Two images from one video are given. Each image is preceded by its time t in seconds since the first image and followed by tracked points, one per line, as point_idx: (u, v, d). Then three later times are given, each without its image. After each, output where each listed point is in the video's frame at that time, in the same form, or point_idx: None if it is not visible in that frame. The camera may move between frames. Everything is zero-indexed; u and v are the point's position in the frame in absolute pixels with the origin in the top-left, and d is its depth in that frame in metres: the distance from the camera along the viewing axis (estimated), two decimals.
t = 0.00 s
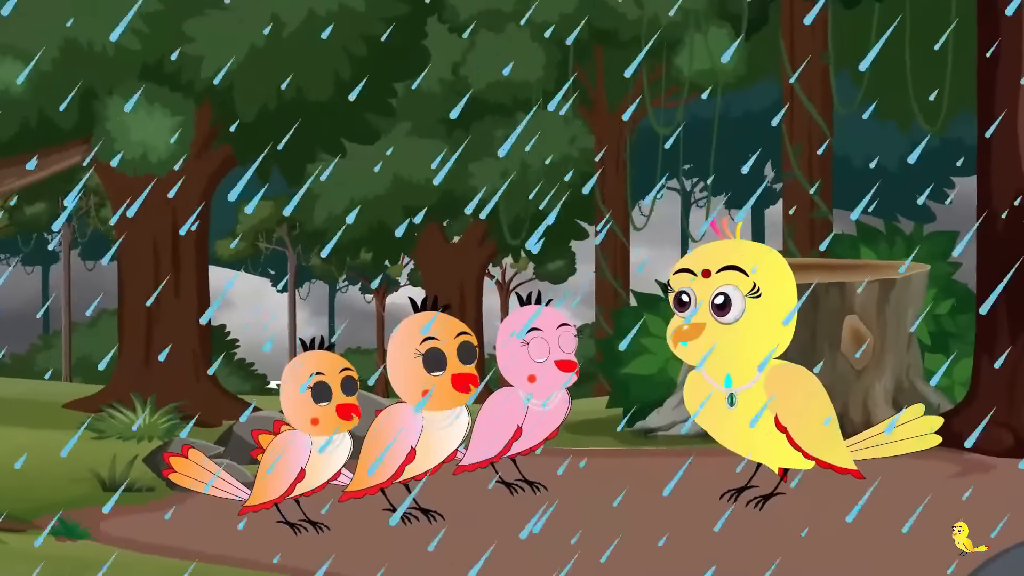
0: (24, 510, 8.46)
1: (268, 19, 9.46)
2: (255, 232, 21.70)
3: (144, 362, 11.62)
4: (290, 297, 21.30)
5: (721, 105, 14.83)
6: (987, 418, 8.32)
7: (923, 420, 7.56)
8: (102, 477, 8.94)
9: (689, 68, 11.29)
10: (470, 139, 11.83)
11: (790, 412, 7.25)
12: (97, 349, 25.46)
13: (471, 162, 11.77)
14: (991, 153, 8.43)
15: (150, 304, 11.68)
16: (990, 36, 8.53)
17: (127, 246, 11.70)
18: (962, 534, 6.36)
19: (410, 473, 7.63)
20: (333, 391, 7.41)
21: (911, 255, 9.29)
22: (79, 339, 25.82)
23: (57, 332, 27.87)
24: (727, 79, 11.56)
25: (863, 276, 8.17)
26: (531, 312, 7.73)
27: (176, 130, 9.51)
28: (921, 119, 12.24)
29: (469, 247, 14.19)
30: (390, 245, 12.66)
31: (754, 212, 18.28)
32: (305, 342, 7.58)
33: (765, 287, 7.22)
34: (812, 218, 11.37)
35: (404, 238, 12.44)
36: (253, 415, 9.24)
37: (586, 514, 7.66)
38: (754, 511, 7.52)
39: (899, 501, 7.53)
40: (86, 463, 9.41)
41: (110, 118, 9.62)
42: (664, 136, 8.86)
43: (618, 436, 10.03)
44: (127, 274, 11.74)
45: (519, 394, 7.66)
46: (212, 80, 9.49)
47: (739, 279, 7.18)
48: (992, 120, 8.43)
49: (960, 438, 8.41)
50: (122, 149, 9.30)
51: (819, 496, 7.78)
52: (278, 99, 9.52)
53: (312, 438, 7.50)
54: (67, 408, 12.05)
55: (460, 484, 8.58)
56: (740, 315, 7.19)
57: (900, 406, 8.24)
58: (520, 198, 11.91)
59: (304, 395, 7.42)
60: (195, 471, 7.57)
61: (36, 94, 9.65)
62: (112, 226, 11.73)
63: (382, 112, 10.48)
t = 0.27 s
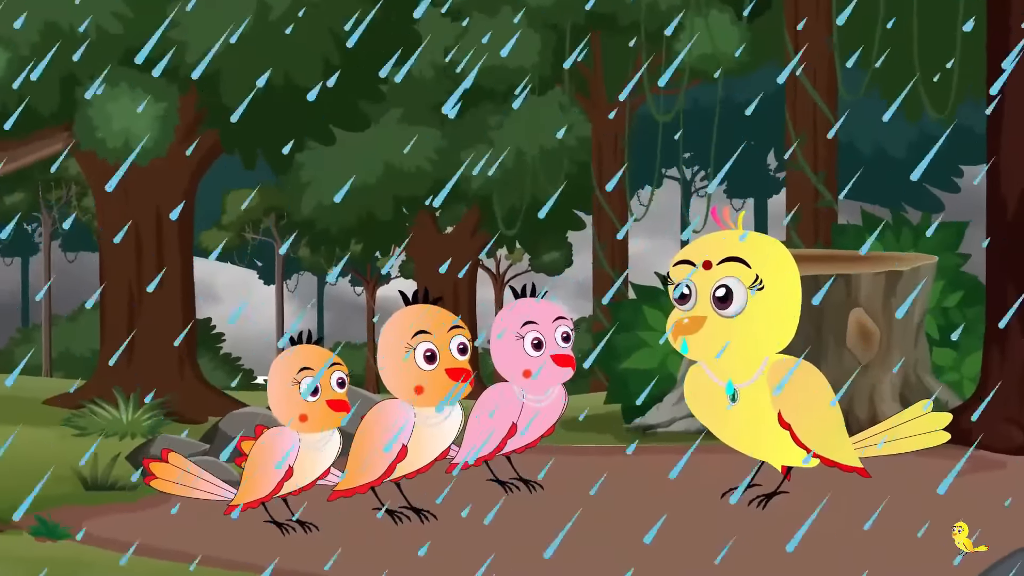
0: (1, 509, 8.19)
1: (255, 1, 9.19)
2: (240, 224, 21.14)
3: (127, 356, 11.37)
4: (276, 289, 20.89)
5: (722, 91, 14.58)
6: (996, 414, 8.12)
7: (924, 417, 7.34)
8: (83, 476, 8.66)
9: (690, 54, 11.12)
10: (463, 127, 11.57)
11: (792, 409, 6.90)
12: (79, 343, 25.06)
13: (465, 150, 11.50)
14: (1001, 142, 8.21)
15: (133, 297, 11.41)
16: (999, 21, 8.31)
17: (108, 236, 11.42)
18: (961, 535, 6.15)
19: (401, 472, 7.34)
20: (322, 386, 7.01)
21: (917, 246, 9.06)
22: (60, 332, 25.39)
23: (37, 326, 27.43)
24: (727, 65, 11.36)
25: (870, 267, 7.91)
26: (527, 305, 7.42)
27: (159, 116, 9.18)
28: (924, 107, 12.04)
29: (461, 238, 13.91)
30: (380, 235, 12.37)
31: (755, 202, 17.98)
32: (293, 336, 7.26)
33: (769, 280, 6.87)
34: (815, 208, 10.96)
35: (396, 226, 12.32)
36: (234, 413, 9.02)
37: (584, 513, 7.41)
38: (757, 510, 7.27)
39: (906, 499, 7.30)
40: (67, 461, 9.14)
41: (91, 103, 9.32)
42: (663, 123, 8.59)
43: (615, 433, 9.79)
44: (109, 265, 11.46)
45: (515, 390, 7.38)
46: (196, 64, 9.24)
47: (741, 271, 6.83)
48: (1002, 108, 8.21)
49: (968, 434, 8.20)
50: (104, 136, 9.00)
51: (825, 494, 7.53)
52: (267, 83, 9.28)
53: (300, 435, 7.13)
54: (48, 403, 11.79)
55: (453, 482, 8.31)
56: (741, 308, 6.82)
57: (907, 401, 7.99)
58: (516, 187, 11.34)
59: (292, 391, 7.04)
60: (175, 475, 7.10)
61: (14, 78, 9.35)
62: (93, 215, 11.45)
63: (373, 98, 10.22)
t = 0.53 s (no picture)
0: None
1: None
2: (225, 212, 20.36)
3: (109, 351, 11.11)
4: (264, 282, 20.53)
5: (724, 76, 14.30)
6: (1008, 410, 7.88)
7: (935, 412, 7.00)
8: (63, 474, 8.37)
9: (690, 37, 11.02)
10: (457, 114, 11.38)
11: (797, 406, 6.57)
12: (60, 337, 24.63)
13: (458, 138, 11.22)
14: (1012, 128, 7.99)
15: (115, 289, 11.14)
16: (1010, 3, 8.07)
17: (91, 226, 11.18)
18: (960, 533, 6.04)
19: (391, 470, 7.01)
20: (311, 381, 6.63)
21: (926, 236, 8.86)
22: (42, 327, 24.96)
23: (18, 320, 26.98)
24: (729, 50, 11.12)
25: (877, 260, 7.65)
26: (522, 298, 7.15)
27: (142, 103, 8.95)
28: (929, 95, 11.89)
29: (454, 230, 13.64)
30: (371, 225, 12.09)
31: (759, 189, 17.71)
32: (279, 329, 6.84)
33: (772, 271, 6.51)
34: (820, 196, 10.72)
35: (387, 216, 12.07)
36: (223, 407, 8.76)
37: (581, 511, 7.15)
38: (760, 510, 6.99)
39: (915, 497, 7.04)
40: (47, 459, 8.85)
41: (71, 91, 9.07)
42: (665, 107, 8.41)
43: (614, 430, 9.53)
44: (91, 256, 11.22)
45: (509, 385, 7.09)
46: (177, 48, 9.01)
47: (743, 262, 6.47)
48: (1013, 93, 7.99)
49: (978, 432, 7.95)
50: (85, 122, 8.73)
51: (830, 493, 7.27)
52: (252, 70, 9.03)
53: (288, 432, 6.73)
54: (29, 399, 11.52)
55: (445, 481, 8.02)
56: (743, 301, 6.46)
57: (915, 397, 7.74)
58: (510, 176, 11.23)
59: (279, 386, 6.64)
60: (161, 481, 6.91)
61: None
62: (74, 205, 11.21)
63: (363, 83, 9.94)
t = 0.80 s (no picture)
0: None
1: None
2: (209, 200, 19.48)
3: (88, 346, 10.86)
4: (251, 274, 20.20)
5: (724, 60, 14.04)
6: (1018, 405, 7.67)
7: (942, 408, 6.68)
8: (41, 472, 8.09)
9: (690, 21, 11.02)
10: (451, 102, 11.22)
11: (803, 401, 6.24)
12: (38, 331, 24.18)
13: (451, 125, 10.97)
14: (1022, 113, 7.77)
15: (95, 281, 10.89)
16: None
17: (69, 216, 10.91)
18: (960, 533, 5.79)
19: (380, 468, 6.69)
20: (298, 376, 6.28)
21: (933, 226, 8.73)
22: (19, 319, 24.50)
23: None
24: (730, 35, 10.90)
25: (885, 249, 7.42)
26: (517, 290, 6.86)
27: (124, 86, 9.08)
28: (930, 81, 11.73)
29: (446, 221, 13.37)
30: (362, 214, 11.84)
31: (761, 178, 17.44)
32: (266, 323, 6.49)
33: (775, 260, 6.18)
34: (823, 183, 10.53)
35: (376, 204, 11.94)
36: (205, 403, 8.43)
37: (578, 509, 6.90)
38: (763, 508, 6.73)
39: (924, 495, 6.81)
40: (25, 456, 8.57)
41: (51, 75, 9.12)
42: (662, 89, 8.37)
43: (611, 425, 9.28)
44: (70, 247, 10.96)
45: (504, 380, 6.82)
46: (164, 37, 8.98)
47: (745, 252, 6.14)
48: None
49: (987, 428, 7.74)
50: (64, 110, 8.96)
51: (836, 489, 7.04)
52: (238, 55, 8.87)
53: (273, 427, 6.36)
54: (8, 394, 11.27)
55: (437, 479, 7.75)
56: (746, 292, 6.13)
57: (922, 392, 7.53)
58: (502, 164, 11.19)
59: (266, 381, 6.29)
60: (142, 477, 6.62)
61: None
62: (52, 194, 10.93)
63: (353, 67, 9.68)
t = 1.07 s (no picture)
0: None
1: None
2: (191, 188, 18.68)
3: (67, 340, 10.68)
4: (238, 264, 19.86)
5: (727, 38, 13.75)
6: None
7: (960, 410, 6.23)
8: (18, 471, 7.81)
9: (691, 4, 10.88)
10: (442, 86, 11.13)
11: (808, 396, 5.86)
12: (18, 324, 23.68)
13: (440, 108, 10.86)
14: None
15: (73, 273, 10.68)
16: None
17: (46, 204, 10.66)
18: (960, 533, 5.48)
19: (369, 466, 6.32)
20: (285, 370, 5.93)
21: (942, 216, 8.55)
22: None
23: None
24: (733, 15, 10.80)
25: (894, 240, 7.15)
26: (511, 281, 6.54)
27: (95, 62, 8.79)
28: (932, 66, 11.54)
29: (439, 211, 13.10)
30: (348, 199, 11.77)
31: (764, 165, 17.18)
32: (249, 315, 6.16)
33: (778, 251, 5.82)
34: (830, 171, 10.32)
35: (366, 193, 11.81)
36: (190, 399, 8.32)
37: (573, 506, 6.63)
38: (768, 507, 6.42)
39: (935, 494, 6.54)
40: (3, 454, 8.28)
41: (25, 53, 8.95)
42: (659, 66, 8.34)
43: (608, 422, 9.05)
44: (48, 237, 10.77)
45: (497, 373, 6.53)
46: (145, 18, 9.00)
47: (747, 242, 5.78)
48: None
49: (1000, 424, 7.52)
50: (42, 92, 8.59)
51: (843, 487, 6.78)
52: (222, 37, 8.87)
53: (259, 424, 6.01)
54: None
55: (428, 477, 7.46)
56: (748, 285, 5.78)
57: (931, 386, 7.29)
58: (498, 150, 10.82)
59: (251, 376, 5.92)
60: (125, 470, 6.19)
61: None
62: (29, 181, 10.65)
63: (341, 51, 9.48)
